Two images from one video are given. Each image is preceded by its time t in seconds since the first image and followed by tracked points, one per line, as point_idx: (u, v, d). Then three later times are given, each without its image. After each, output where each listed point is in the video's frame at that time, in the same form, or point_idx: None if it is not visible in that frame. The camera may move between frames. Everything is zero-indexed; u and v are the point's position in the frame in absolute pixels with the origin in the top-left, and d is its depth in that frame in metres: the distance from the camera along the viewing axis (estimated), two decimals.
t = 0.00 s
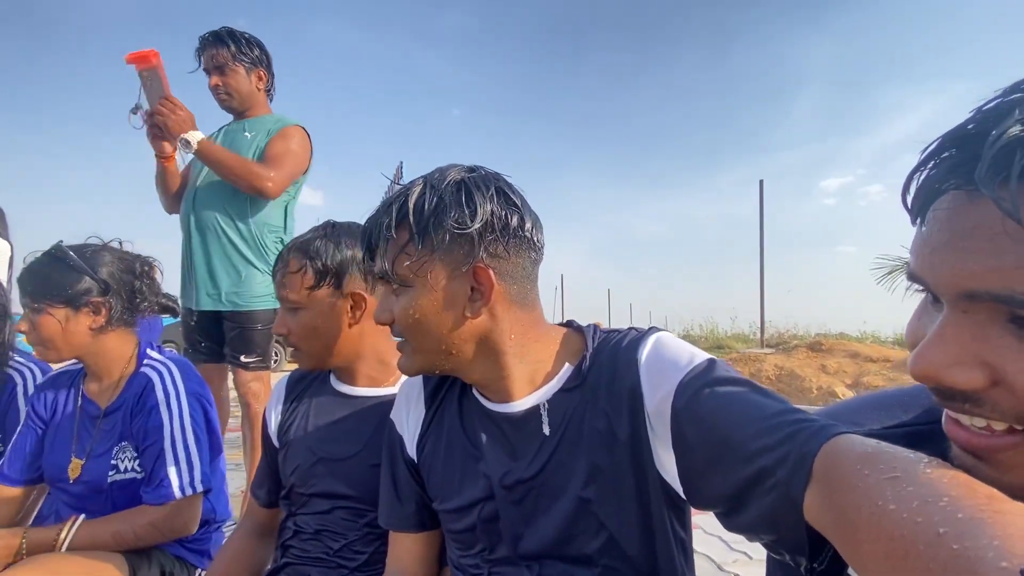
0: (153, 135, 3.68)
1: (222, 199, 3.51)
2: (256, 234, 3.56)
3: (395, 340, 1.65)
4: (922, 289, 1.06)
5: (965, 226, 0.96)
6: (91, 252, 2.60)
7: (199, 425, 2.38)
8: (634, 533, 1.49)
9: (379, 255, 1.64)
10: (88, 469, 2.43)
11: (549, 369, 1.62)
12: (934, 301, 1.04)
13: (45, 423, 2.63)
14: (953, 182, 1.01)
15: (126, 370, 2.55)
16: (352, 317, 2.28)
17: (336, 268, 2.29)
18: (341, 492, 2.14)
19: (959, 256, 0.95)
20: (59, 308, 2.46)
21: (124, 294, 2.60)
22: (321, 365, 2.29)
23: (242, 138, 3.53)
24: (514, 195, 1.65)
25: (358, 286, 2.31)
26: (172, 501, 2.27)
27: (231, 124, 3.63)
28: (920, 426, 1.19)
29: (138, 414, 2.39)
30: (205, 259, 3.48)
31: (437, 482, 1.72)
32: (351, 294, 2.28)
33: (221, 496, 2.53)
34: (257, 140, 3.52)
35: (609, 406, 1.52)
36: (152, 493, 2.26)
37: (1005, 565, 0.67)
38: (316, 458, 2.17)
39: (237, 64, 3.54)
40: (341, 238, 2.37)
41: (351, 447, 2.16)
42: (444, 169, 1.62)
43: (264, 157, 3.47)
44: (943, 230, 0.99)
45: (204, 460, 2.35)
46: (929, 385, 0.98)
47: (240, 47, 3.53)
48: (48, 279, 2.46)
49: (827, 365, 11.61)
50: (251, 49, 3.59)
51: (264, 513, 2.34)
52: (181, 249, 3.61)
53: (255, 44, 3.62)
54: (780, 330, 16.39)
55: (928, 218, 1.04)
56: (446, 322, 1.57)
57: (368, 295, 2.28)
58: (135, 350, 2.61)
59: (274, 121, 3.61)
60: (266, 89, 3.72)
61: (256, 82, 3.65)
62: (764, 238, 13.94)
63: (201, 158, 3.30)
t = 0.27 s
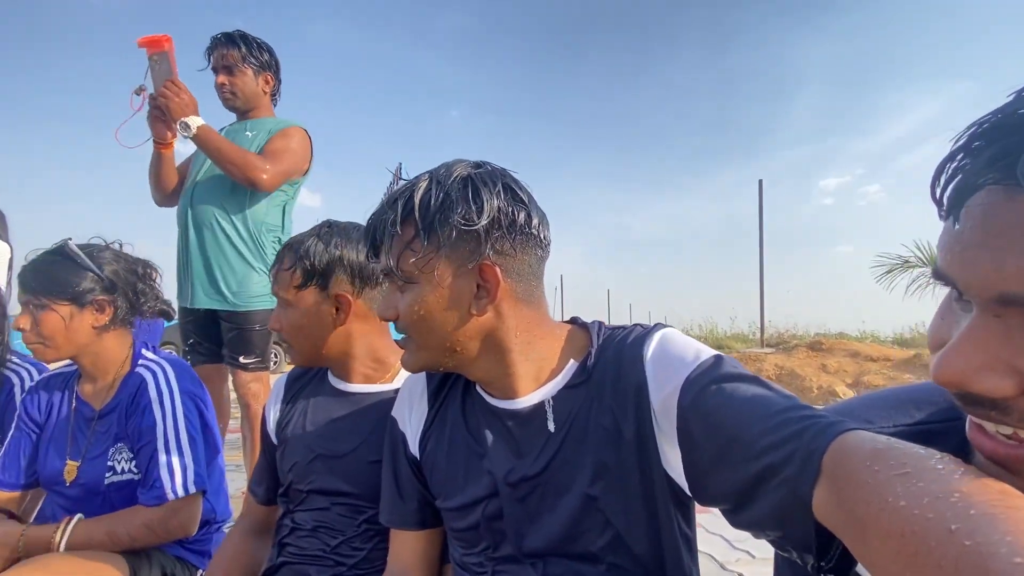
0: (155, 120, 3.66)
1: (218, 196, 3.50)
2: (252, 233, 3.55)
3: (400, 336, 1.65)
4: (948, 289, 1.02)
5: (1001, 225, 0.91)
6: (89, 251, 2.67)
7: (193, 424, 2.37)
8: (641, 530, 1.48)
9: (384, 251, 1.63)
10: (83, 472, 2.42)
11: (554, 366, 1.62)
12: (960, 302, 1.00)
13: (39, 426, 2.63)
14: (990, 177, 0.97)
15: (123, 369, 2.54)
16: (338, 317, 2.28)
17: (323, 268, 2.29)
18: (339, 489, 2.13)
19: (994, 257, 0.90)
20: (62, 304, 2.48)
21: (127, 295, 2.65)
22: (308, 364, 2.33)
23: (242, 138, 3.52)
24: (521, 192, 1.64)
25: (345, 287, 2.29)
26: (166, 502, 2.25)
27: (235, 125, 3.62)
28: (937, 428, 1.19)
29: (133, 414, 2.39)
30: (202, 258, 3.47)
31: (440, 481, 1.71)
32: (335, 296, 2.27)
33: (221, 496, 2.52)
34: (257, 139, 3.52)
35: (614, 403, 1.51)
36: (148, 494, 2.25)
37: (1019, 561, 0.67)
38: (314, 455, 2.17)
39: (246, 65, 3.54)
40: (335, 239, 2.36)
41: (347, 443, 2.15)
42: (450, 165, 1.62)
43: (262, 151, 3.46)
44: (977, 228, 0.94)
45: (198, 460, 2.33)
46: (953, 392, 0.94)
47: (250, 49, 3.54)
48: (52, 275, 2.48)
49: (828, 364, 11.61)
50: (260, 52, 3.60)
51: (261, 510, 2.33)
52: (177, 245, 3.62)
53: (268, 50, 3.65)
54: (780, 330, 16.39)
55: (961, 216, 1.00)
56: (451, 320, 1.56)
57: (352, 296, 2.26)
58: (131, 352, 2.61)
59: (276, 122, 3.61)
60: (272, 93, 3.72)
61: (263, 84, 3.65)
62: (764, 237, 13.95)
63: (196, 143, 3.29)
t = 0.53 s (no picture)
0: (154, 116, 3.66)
1: (219, 195, 3.50)
2: (251, 236, 3.55)
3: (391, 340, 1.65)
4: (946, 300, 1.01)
5: (996, 237, 0.91)
6: (93, 253, 2.68)
7: (193, 426, 2.37)
8: (632, 531, 1.48)
9: (374, 255, 1.64)
10: (81, 474, 2.42)
11: (546, 367, 1.62)
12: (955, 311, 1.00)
13: (36, 429, 2.63)
14: (984, 185, 0.96)
15: (122, 375, 2.55)
16: (331, 317, 2.28)
17: (317, 270, 2.29)
18: (333, 492, 2.13)
19: (989, 270, 0.90)
20: (68, 307, 2.49)
21: (132, 301, 2.67)
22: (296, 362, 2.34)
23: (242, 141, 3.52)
24: (511, 194, 1.64)
25: (339, 288, 2.29)
26: (168, 503, 2.25)
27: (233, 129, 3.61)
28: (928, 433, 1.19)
29: (132, 417, 2.39)
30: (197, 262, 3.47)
31: (434, 483, 1.71)
32: (328, 297, 2.28)
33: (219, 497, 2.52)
34: (259, 142, 3.53)
35: (606, 404, 1.51)
36: (151, 495, 2.25)
37: (999, 559, 0.67)
38: (307, 458, 2.17)
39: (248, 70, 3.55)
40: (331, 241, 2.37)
41: (340, 445, 2.15)
42: (440, 168, 1.62)
43: (262, 153, 3.47)
44: (972, 239, 0.94)
45: (199, 461, 2.34)
46: (945, 404, 0.94)
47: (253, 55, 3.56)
48: (60, 277, 2.49)
49: (827, 364, 11.62)
50: (263, 58, 3.61)
51: (255, 512, 2.33)
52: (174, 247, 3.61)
53: (271, 57, 3.67)
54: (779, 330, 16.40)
55: (956, 225, 0.99)
56: (442, 323, 1.56)
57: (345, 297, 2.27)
58: (129, 355, 2.61)
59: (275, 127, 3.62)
60: (273, 99, 3.73)
61: (265, 90, 3.66)
62: (763, 237, 13.96)
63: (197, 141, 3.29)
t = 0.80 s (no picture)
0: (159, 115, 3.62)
1: (228, 194, 3.49)
2: (256, 240, 3.56)
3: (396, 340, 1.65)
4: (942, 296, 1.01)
5: (992, 233, 0.90)
6: (102, 257, 2.70)
7: (198, 431, 2.37)
8: (639, 531, 1.48)
9: (379, 254, 1.63)
10: (86, 476, 2.42)
11: (551, 367, 1.62)
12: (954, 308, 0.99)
13: (40, 431, 2.63)
14: (980, 184, 0.96)
15: (126, 376, 2.55)
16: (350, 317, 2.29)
17: (335, 268, 2.29)
18: (334, 491, 2.12)
19: (985, 266, 0.90)
20: (72, 308, 2.49)
21: (134, 302, 2.67)
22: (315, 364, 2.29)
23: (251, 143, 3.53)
24: (515, 192, 1.64)
25: (356, 288, 2.31)
26: (174, 509, 2.25)
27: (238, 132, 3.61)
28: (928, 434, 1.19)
29: (138, 421, 2.39)
30: (201, 264, 3.47)
31: (438, 483, 1.71)
32: (354, 293, 2.30)
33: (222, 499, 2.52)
34: (264, 144, 3.52)
35: (612, 403, 1.51)
36: (156, 500, 2.25)
37: (1011, 562, 0.66)
38: (308, 457, 2.16)
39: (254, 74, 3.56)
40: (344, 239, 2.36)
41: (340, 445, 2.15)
42: (444, 166, 1.62)
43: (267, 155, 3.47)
44: (967, 236, 0.94)
45: (204, 466, 2.33)
46: (944, 401, 0.93)
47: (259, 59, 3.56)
48: (64, 279, 2.50)
49: (829, 363, 11.61)
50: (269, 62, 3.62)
51: (259, 512, 2.33)
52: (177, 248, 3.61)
53: (279, 64, 3.68)
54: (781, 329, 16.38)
55: (951, 223, 0.99)
56: (448, 322, 1.56)
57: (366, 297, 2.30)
58: (134, 359, 2.61)
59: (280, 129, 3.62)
60: (278, 103, 3.74)
61: (270, 94, 3.66)
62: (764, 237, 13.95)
63: (205, 139, 3.26)
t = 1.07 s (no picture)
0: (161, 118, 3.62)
1: (230, 198, 3.49)
2: (258, 243, 3.55)
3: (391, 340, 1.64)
4: (903, 294, 1.00)
5: (942, 234, 0.91)
6: (104, 262, 2.71)
7: (199, 433, 2.36)
8: (633, 531, 1.47)
9: (373, 254, 1.62)
10: (88, 478, 2.41)
11: (549, 366, 1.61)
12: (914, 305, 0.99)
13: (44, 432, 2.61)
14: (927, 189, 0.98)
15: (130, 375, 2.55)
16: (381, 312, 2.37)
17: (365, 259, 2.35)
18: (327, 488, 2.12)
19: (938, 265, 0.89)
20: (73, 310, 2.49)
21: (136, 304, 2.67)
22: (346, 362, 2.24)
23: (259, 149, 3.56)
24: (513, 189, 1.64)
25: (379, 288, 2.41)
26: (174, 511, 2.25)
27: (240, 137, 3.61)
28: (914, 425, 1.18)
29: (139, 423, 2.38)
30: (202, 265, 3.46)
31: (433, 484, 1.70)
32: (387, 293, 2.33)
33: (224, 501, 2.51)
34: (267, 149, 3.53)
35: (607, 403, 1.50)
36: (156, 502, 2.25)
37: (1001, 567, 0.66)
38: (303, 455, 2.17)
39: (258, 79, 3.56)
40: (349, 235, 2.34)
41: (333, 443, 2.15)
42: (440, 163, 1.61)
43: (268, 161, 3.47)
44: (921, 236, 0.94)
45: (204, 469, 2.33)
46: (906, 395, 0.92)
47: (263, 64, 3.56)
48: (68, 281, 2.51)
49: (831, 363, 11.58)
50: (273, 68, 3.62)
51: (265, 514, 2.31)
52: (180, 252, 3.60)
53: (284, 72, 3.70)
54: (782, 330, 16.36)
55: (902, 225, 1.01)
56: (446, 323, 1.55)
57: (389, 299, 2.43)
58: (136, 361, 2.60)
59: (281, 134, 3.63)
60: (280, 108, 3.74)
61: (273, 99, 3.66)
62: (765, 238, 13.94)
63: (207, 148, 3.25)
